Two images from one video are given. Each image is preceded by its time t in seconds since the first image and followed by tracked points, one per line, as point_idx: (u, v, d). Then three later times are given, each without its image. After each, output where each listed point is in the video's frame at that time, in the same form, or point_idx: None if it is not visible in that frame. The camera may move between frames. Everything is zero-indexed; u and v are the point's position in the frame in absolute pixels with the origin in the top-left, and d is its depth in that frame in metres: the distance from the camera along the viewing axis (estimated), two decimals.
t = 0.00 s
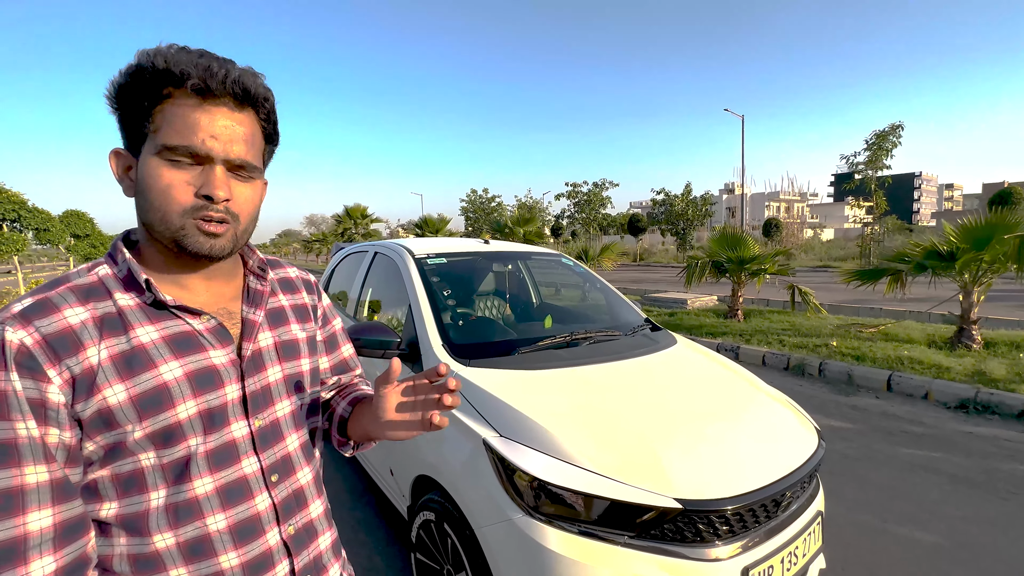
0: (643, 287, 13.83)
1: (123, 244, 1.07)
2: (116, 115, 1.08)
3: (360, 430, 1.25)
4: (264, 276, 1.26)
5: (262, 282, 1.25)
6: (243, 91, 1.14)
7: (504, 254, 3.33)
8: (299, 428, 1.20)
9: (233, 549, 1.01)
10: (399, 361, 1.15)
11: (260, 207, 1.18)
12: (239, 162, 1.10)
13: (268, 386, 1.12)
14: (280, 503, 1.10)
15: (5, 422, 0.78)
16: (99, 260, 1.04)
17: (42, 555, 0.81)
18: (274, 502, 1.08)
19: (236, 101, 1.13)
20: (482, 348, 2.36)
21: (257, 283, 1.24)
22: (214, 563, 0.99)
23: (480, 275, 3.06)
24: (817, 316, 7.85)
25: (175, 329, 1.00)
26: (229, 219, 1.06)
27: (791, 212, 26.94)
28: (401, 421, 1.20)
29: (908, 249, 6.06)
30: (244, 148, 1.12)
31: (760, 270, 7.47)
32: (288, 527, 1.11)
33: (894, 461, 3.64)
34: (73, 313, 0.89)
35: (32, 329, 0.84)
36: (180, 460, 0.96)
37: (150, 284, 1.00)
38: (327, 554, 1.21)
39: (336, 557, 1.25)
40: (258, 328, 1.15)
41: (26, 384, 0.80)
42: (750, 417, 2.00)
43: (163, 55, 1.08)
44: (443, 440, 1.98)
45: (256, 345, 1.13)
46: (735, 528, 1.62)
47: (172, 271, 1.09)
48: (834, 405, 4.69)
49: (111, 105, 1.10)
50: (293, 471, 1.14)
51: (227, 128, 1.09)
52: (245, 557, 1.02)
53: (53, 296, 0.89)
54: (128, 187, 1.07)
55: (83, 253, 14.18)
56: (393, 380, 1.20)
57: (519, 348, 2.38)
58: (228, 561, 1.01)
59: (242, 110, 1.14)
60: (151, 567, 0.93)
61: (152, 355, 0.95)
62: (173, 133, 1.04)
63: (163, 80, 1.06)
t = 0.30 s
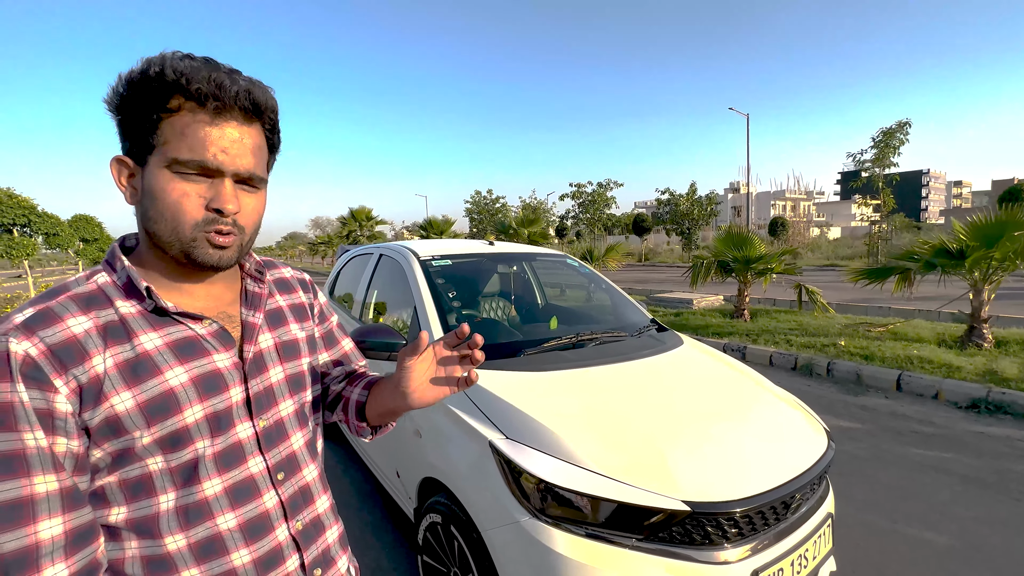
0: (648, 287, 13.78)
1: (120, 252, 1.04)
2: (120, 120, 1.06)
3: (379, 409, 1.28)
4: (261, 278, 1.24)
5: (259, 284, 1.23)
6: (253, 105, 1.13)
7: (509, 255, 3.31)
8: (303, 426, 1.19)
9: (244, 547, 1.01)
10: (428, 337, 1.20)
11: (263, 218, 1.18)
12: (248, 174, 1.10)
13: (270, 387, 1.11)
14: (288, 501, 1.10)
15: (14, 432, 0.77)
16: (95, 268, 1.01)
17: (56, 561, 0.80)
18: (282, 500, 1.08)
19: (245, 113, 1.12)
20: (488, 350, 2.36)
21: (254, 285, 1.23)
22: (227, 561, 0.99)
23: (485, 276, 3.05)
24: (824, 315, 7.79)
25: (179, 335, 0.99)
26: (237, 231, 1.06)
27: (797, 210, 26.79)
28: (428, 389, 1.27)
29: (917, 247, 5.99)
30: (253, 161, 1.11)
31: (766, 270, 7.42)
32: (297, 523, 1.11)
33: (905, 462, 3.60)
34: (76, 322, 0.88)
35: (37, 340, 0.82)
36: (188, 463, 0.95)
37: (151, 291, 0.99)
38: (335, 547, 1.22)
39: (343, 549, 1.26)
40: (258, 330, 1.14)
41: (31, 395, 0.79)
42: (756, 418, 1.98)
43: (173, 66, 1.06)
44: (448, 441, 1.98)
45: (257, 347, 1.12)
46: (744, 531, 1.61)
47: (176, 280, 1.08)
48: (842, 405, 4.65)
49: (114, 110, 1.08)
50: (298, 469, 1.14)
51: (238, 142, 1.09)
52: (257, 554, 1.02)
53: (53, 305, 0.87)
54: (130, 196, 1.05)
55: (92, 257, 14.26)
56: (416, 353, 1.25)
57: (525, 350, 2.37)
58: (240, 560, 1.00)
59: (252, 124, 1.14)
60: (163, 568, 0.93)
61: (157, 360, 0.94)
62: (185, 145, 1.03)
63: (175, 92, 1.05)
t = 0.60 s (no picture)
0: (654, 288, 13.74)
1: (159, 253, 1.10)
2: (146, 130, 1.12)
3: (395, 397, 1.32)
4: (285, 281, 1.28)
5: (282, 287, 1.27)
6: (264, 107, 1.17)
7: (513, 257, 3.31)
8: (322, 421, 1.23)
9: (267, 532, 1.04)
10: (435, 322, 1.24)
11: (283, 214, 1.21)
12: (265, 168, 1.14)
13: (292, 383, 1.14)
14: (307, 490, 1.13)
15: (66, 416, 0.82)
16: (135, 269, 1.06)
17: (99, 538, 0.84)
18: (302, 489, 1.11)
19: (259, 114, 1.16)
20: (492, 353, 2.36)
21: (277, 287, 1.26)
22: (250, 546, 1.02)
23: (490, 278, 3.05)
24: (830, 315, 7.75)
25: (211, 331, 1.04)
26: (257, 221, 1.09)
27: (802, 209, 26.64)
28: (441, 370, 1.32)
29: (924, 246, 5.94)
30: (267, 157, 1.15)
31: (772, 270, 7.38)
32: (315, 512, 1.14)
33: (914, 463, 3.57)
34: (121, 317, 0.93)
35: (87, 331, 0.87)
36: (217, 452, 0.99)
37: (187, 290, 1.04)
38: (350, 537, 1.24)
39: (357, 541, 1.29)
40: (282, 330, 1.17)
41: (83, 383, 0.84)
42: (764, 419, 1.98)
43: (190, 78, 1.12)
44: (454, 444, 1.98)
45: (280, 345, 1.15)
46: (751, 533, 1.60)
47: (208, 272, 1.13)
48: (850, 406, 4.62)
49: (143, 124, 1.14)
50: (317, 460, 1.17)
51: (251, 139, 1.12)
52: (278, 540, 1.05)
53: (101, 301, 0.92)
54: (163, 198, 1.10)
55: (100, 261, 14.32)
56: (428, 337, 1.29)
57: (529, 353, 2.37)
58: (262, 544, 1.03)
59: (265, 125, 1.18)
60: (192, 551, 0.97)
61: (191, 354, 0.99)
62: (204, 146, 1.07)
63: (192, 99, 1.10)
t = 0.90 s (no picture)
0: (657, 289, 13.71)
1: (221, 253, 1.22)
2: (206, 153, 1.27)
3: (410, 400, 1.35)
4: (324, 282, 1.35)
5: (322, 287, 1.34)
6: (298, 123, 1.26)
7: (516, 258, 3.31)
8: (350, 408, 1.31)
9: (301, 502, 1.14)
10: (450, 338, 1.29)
11: (321, 220, 1.31)
12: (302, 179, 1.23)
13: (327, 372, 1.22)
14: (336, 468, 1.22)
15: (145, 386, 0.94)
16: (202, 267, 1.19)
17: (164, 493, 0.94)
18: (332, 466, 1.21)
19: (295, 131, 1.26)
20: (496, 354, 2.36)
21: (318, 288, 1.34)
22: (286, 514, 1.12)
23: (492, 280, 3.05)
24: (834, 315, 7.72)
25: (263, 322, 1.14)
26: (295, 227, 1.19)
27: (805, 209, 26.53)
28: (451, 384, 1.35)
29: (928, 245, 5.91)
30: (303, 169, 1.24)
31: (775, 270, 7.37)
32: (342, 488, 1.23)
33: (919, 464, 3.56)
34: (191, 306, 1.05)
35: (164, 316, 1.00)
36: (262, 428, 1.09)
37: (246, 286, 1.14)
38: (372, 515, 1.33)
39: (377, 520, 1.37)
40: (321, 324, 1.25)
41: (159, 359, 0.96)
42: (768, 420, 1.97)
43: (235, 105, 1.24)
44: (459, 447, 1.98)
45: (319, 338, 1.23)
46: (756, 534, 1.60)
47: (258, 273, 1.24)
48: (855, 406, 4.61)
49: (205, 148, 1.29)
50: (345, 442, 1.26)
51: (288, 154, 1.22)
52: (310, 509, 1.15)
53: (175, 292, 1.05)
54: (219, 211, 1.24)
55: (105, 265, 14.36)
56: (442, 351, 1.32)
57: (533, 354, 2.38)
58: (296, 512, 1.13)
59: (300, 140, 1.27)
60: (238, 514, 1.08)
61: (246, 340, 1.09)
62: (249, 163, 1.18)
63: (237, 122, 1.21)
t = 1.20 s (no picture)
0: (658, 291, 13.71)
1: (264, 253, 1.29)
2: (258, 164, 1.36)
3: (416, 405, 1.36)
4: (351, 287, 1.39)
5: (348, 292, 1.38)
6: (337, 141, 1.33)
7: (517, 260, 3.29)
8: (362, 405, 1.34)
9: (307, 486, 1.18)
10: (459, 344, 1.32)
11: (353, 230, 1.37)
12: (338, 190, 1.29)
13: (345, 369, 1.27)
14: (343, 458, 1.25)
15: (183, 363, 1.01)
16: (245, 264, 1.26)
17: (188, 461, 1.01)
18: (340, 456, 1.24)
19: (334, 148, 1.33)
20: (498, 355, 2.37)
21: (345, 292, 1.37)
22: (293, 495, 1.16)
23: (493, 282, 3.05)
24: (836, 316, 7.71)
25: (291, 317, 1.19)
26: (327, 234, 1.25)
27: (807, 210, 26.49)
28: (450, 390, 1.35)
29: (930, 245, 5.90)
30: (339, 181, 1.30)
31: (776, 270, 7.37)
32: (346, 478, 1.26)
33: (921, 465, 3.55)
34: (231, 297, 1.12)
35: (207, 302, 1.08)
36: (280, 413, 1.14)
37: (281, 283, 1.20)
38: (372, 506, 1.35)
39: (378, 512, 1.39)
40: (344, 324, 1.29)
41: (198, 340, 1.04)
42: (769, 420, 1.98)
43: (284, 123, 1.32)
44: (461, 447, 1.98)
45: (341, 337, 1.27)
46: (758, 536, 1.60)
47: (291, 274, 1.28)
48: (856, 406, 4.60)
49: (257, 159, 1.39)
50: (354, 435, 1.29)
51: (327, 167, 1.28)
52: (315, 493, 1.19)
53: (220, 284, 1.14)
54: (265, 216, 1.32)
55: (106, 268, 14.33)
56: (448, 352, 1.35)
57: (534, 356, 2.38)
58: (303, 495, 1.17)
59: (338, 155, 1.33)
60: (251, 489, 1.13)
61: (275, 331, 1.15)
62: (291, 173, 1.26)
63: (284, 138, 1.30)
